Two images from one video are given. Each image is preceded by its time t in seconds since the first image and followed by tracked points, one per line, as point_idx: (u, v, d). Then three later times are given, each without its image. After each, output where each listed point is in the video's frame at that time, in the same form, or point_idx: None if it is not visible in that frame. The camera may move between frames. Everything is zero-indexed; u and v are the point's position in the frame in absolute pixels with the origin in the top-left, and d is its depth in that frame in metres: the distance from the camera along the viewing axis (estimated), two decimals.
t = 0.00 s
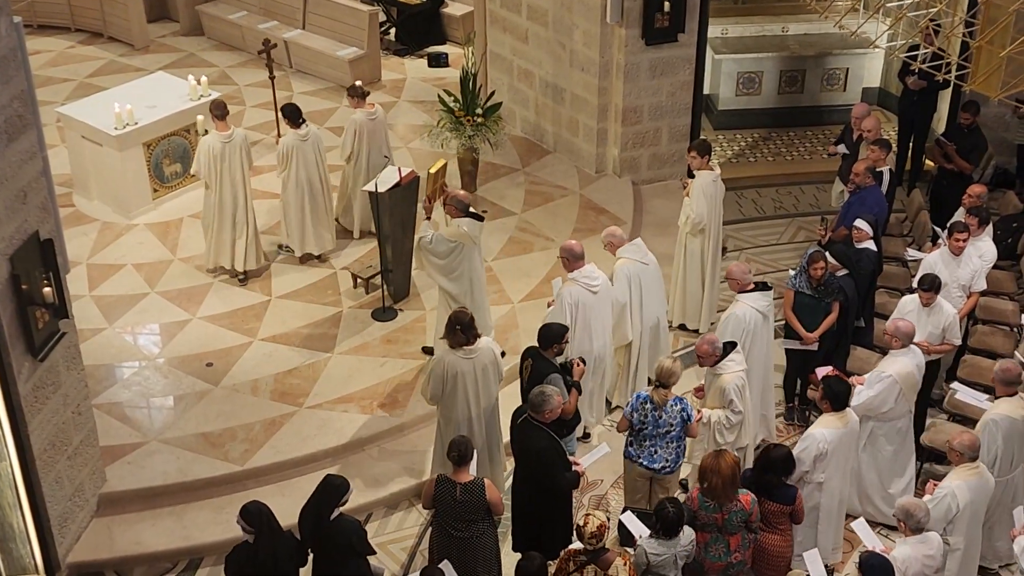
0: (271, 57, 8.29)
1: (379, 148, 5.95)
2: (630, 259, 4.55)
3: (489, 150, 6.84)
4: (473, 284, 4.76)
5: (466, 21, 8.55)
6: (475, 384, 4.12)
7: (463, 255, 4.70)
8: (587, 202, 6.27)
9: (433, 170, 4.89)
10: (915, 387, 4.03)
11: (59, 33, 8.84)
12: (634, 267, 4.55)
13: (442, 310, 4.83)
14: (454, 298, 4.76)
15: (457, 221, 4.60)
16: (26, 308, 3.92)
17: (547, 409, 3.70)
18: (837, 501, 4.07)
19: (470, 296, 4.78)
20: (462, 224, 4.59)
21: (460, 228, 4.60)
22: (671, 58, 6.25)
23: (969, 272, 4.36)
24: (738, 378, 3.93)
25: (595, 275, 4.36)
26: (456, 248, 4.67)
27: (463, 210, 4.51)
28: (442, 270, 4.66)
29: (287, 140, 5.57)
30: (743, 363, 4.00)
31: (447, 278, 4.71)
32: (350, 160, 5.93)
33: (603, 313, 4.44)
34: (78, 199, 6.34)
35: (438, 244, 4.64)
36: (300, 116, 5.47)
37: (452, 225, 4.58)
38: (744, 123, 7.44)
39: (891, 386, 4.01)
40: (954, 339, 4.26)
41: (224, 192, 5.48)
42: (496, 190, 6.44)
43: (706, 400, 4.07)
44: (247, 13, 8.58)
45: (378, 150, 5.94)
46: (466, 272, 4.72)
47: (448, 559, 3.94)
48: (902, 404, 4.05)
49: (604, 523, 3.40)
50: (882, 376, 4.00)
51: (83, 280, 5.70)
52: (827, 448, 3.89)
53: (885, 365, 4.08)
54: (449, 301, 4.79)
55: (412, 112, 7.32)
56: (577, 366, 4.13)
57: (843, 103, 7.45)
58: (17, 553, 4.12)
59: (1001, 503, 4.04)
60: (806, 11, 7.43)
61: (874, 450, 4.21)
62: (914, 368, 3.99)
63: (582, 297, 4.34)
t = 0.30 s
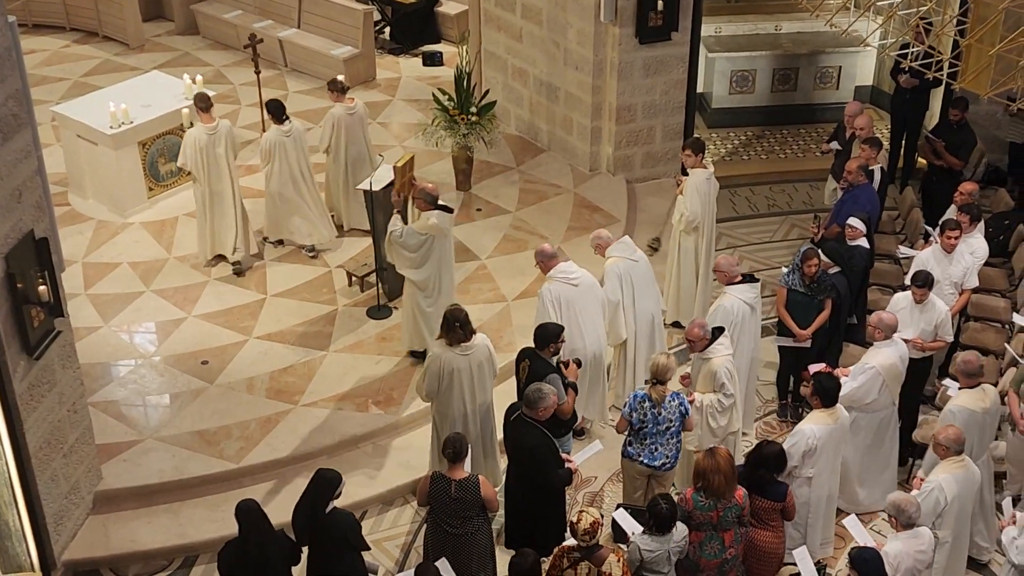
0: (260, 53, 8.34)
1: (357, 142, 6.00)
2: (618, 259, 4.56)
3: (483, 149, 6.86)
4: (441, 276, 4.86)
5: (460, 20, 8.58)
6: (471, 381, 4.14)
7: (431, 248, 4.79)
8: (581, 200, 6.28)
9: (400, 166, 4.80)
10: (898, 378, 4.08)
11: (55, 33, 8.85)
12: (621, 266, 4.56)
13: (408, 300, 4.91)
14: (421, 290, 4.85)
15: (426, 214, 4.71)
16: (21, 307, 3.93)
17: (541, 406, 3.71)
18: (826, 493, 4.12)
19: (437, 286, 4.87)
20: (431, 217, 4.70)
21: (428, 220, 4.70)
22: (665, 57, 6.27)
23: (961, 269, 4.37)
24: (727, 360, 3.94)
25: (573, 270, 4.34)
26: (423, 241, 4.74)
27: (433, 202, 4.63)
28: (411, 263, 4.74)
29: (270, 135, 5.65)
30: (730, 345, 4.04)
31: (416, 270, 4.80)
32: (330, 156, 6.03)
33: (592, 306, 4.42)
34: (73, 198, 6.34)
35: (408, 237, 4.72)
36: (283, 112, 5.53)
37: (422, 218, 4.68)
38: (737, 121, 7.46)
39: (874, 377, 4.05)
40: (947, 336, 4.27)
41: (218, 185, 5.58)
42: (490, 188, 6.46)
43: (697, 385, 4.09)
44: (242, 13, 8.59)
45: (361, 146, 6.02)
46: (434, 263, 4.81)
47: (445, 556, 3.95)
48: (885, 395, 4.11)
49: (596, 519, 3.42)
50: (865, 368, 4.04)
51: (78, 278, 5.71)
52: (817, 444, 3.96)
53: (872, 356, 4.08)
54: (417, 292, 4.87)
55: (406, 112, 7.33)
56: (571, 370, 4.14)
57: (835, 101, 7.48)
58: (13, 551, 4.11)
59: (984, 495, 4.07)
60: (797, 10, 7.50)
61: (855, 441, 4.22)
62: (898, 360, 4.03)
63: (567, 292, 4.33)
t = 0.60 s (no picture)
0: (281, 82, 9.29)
1: (361, 158, 6.84)
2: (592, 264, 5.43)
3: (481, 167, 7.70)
4: (419, 275, 5.79)
5: (460, 61, 9.47)
6: (469, 362, 4.99)
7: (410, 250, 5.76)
8: (561, 212, 7.14)
9: (382, 181, 6.35)
10: (819, 358, 5.00)
11: (118, 71, 9.76)
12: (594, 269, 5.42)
13: (388, 292, 5.88)
14: (400, 285, 5.81)
15: (406, 223, 5.65)
16: (92, 302, 4.96)
17: (527, 383, 4.54)
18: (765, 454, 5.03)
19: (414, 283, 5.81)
20: (410, 226, 5.64)
21: (407, 229, 5.65)
22: (631, 91, 7.12)
23: (879, 268, 5.22)
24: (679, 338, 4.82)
25: (550, 273, 5.20)
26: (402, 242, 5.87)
27: (410, 215, 5.54)
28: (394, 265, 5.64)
29: (290, 153, 6.49)
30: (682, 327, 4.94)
31: (397, 270, 5.77)
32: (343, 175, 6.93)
33: (568, 303, 5.28)
34: (135, 211, 7.20)
35: (389, 242, 5.69)
36: (302, 133, 6.37)
37: (401, 227, 5.62)
38: (690, 145, 8.33)
39: (798, 357, 4.97)
40: (868, 323, 5.11)
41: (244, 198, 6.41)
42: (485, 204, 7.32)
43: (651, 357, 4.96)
44: (276, 54, 9.47)
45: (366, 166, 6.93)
46: (413, 264, 5.75)
47: (449, 511, 4.85)
48: (807, 372, 5.03)
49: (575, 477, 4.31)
50: (790, 348, 4.98)
51: (139, 279, 6.57)
52: (755, 415, 4.83)
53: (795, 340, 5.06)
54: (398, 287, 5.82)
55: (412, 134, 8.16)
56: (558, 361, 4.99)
57: (774, 129, 8.36)
58: (85, 507, 5.25)
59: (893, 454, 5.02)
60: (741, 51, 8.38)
61: (785, 412, 5.12)
62: (821, 344, 4.94)
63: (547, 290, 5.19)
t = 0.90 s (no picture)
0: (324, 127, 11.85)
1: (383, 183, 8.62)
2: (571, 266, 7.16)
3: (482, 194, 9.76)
4: (416, 273, 7.59)
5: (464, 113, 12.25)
6: (475, 342, 6.64)
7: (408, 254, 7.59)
8: (542, 227, 8.99)
9: (388, 202, 7.83)
10: (737, 336, 6.66)
11: (206, 124, 12.93)
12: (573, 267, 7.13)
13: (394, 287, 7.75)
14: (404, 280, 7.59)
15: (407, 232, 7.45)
16: (187, 300, 6.96)
17: (518, 357, 6.16)
18: (701, 409, 6.70)
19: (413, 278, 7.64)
20: (410, 235, 7.44)
21: (408, 237, 7.45)
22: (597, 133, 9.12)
23: (785, 267, 6.88)
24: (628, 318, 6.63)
25: (537, 273, 6.84)
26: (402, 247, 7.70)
27: (410, 227, 7.35)
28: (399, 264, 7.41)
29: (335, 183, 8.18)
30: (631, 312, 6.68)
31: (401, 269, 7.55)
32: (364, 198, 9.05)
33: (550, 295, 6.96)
34: (219, 231, 9.17)
35: (395, 247, 7.45)
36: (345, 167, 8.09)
37: (403, 236, 7.42)
38: (639, 174, 10.16)
39: (721, 336, 6.63)
40: (778, 309, 6.74)
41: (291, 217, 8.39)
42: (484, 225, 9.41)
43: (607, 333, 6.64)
44: (324, 109, 12.46)
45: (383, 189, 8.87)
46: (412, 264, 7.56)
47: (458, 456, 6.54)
48: (728, 347, 6.70)
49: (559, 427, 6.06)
50: (717, 331, 6.63)
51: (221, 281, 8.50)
52: (692, 380, 6.46)
53: (721, 323, 6.74)
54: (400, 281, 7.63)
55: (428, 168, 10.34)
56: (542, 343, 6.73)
57: (703, 163, 10.24)
58: (184, 456, 7.22)
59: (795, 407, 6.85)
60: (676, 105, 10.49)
61: (715, 378, 6.81)
62: (739, 327, 6.58)
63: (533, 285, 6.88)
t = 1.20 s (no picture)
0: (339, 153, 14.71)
1: (384, 199, 11.31)
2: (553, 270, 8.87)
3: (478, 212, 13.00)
4: (406, 275, 9.72)
5: (459, 142, 15.40)
6: (470, 337, 8.00)
7: (401, 259, 9.58)
8: (528, 240, 12.01)
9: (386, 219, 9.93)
10: (691, 330, 7.90)
11: (241, 153, 16.02)
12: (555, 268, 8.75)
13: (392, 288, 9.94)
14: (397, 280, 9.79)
15: (399, 242, 9.50)
16: (224, 302, 8.20)
17: (507, 349, 7.40)
18: (662, 392, 7.92)
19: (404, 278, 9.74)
20: (400, 245, 9.50)
21: (398, 246, 9.49)
22: (575, 159, 12.14)
23: (734, 271, 8.24)
24: (592, 316, 8.22)
25: (526, 277, 8.18)
26: (398, 254, 9.74)
27: (399, 237, 9.43)
28: (392, 267, 9.49)
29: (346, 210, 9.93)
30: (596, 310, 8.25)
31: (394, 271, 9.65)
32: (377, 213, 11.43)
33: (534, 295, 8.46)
34: (252, 243, 11.86)
35: (388, 254, 9.50)
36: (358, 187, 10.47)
37: (394, 246, 9.46)
38: (612, 192, 13.62)
39: (678, 332, 7.86)
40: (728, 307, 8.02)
41: (315, 228, 10.88)
42: (478, 238, 12.32)
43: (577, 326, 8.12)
44: (340, 139, 15.48)
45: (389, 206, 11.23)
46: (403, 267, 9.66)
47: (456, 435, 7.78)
48: (685, 340, 7.95)
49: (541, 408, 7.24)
50: (674, 327, 7.86)
51: (254, 285, 10.88)
52: (654, 368, 7.69)
53: (678, 320, 8.05)
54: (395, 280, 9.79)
55: (429, 189, 13.53)
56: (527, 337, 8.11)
57: (661, 183, 13.70)
58: (223, 435, 8.57)
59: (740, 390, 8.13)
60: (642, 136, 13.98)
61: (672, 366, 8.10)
62: (693, 322, 7.83)
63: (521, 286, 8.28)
